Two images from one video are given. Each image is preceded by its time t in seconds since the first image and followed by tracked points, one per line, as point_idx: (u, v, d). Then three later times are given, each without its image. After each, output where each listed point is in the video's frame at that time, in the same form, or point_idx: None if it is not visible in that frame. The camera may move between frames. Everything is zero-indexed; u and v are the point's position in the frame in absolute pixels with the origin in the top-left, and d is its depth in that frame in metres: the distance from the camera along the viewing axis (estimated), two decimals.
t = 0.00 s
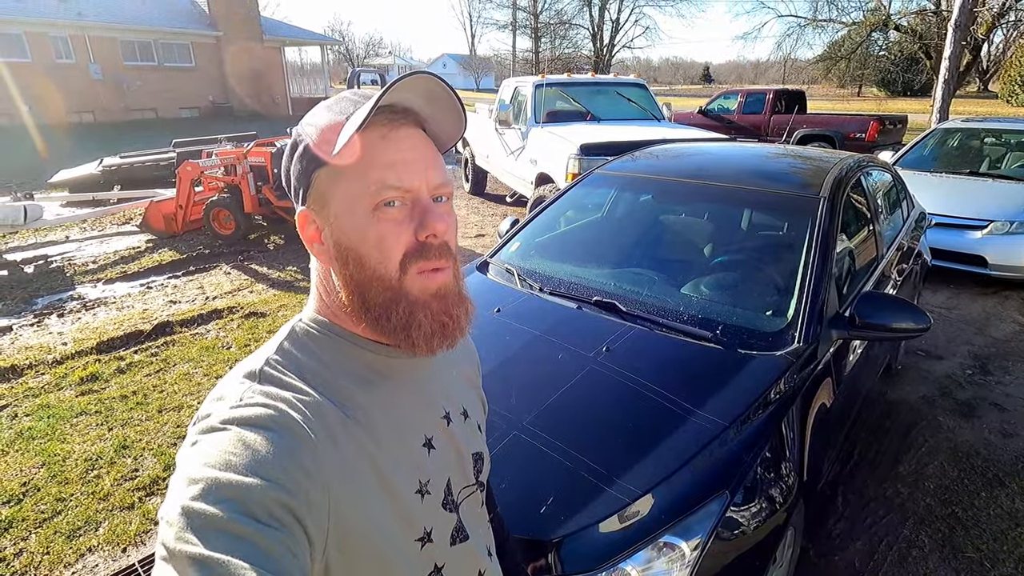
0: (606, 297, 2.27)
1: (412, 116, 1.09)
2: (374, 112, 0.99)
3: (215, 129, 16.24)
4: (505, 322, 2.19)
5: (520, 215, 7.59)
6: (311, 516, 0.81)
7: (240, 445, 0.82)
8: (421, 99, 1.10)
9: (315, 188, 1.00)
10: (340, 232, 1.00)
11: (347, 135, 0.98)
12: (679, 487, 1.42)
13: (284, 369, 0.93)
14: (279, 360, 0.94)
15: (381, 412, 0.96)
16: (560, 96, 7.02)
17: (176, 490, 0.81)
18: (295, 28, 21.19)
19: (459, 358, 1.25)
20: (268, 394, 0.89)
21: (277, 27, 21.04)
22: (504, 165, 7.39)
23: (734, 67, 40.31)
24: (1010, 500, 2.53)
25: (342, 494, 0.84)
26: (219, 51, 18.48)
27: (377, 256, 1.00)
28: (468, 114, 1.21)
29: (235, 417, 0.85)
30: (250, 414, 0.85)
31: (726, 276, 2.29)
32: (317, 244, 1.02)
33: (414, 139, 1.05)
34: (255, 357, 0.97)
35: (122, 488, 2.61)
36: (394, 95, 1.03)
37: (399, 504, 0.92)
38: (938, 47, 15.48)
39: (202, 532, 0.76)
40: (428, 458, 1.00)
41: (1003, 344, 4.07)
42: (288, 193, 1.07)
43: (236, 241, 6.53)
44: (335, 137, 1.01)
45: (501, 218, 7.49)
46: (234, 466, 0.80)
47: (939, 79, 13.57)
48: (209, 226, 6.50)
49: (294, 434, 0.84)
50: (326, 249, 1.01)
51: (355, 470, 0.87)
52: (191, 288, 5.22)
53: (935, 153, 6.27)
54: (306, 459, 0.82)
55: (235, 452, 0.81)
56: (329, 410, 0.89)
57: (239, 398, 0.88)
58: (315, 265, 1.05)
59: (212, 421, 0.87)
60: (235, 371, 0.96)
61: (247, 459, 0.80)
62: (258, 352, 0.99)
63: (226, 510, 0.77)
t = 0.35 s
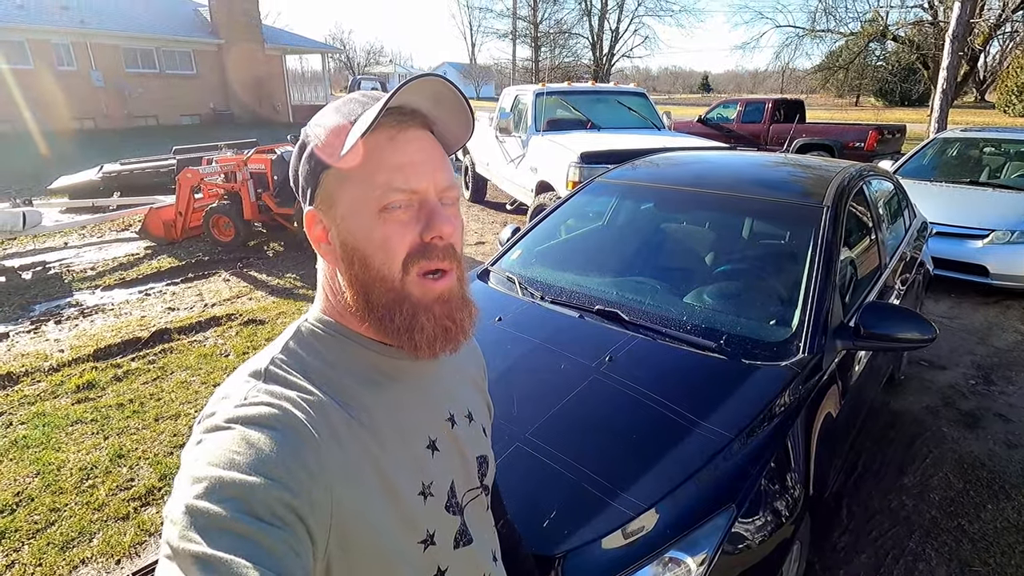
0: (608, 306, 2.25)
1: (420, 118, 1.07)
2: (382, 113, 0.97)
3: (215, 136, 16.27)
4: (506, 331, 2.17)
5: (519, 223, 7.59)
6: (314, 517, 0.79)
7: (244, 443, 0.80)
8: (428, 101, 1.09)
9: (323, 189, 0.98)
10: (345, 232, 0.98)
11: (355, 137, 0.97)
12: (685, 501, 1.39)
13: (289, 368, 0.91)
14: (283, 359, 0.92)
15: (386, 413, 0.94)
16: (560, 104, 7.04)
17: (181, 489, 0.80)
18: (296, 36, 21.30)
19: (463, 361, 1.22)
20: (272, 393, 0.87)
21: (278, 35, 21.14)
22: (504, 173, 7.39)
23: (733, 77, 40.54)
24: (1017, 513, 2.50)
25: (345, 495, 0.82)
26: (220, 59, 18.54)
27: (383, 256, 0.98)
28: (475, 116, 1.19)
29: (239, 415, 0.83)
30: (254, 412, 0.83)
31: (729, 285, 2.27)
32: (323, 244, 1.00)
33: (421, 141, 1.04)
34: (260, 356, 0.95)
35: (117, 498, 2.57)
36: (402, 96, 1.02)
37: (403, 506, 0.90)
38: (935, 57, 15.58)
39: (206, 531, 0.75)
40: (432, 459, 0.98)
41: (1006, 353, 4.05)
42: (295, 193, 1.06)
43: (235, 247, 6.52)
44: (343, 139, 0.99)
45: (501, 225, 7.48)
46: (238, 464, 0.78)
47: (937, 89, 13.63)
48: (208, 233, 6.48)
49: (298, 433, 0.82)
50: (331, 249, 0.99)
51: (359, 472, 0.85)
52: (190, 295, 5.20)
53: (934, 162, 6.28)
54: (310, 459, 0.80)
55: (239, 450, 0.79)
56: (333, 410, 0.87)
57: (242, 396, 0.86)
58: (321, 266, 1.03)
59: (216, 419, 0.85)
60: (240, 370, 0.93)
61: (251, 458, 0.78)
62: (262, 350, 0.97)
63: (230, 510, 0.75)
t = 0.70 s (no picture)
0: (611, 322, 2.22)
1: (428, 123, 1.04)
2: (391, 116, 0.94)
3: (216, 147, 16.31)
4: (507, 347, 2.14)
5: (520, 235, 7.57)
6: (320, 515, 0.77)
7: (250, 440, 0.78)
8: (436, 106, 1.06)
9: (331, 190, 0.96)
10: (352, 233, 0.95)
11: (364, 138, 0.94)
12: (693, 527, 1.35)
13: (295, 368, 0.89)
14: (290, 359, 0.90)
15: (391, 415, 0.92)
16: (561, 118, 7.05)
17: (187, 485, 0.78)
18: (298, 49, 21.45)
19: (466, 364, 1.19)
20: (279, 391, 0.85)
21: (280, 47, 21.28)
22: (504, 186, 7.39)
23: (731, 91, 40.83)
24: None
25: (348, 495, 0.80)
26: (223, 70, 18.64)
27: (389, 258, 0.95)
28: (483, 122, 1.17)
29: (246, 413, 0.82)
30: (262, 410, 0.81)
31: (734, 300, 2.24)
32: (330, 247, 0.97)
33: (429, 145, 1.01)
34: (265, 357, 0.93)
35: (107, 515, 2.51)
36: (410, 100, 0.99)
37: (405, 508, 0.87)
38: (932, 73, 15.67)
39: (212, 527, 0.73)
40: (435, 462, 0.95)
41: (1011, 370, 4.01)
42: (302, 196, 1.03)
43: (234, 259, 6.49)
44: (352, 141, 0.96)
45: (501, 238, 7.46)
46: (245, 462, 0.76)
47: (935, 105, 13.70)
48: (207, 244, 6.45)
49: (304, 431, 0.80)
50: (339, 251, 0.97)
51: (363, 472, 0.83)
52: (187, 306, 5.16)
53: (935, 177, 6.28)
54: (315, 458, 0.78)
55: (245, 447, 0.77)
56: (338, 409, 0.85)
57: (248, 395, 0.84)
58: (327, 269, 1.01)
59: (223, 417, 0.83)
60: (246, 369, 0.92)
61: (258, 455, 0.76)
62: (267, 351, 0.95)
63: (236, 506, 0.73)
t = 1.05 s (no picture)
0: (624, 328, 2.17)
1: (427, 126, 1.00)
2: (390, 119, 0.91)
3: (226, 151, 16.44)
4: (517, 353, 2.09)
5: (528, 238, 7.54)
6: (313, 520, 0.74)
7: (240, 446, 0.75)
8: (436, 109, 1.02)
9: (328, 192, 0.92)
10: (348, 236, 0.91)
11: (361, 142, 0.90)
12: (712, 545, 1.30)
13: (287, 372, 0.85)
14: (282, 363, 0.86)
15: (386, 419, 0.88)
16: (569, 120, 7.01)
17: (177, 492, 0.74)
18: (307, 53, 21.57)
19: (466, 367, 1.15)
20: (270, 395, 0.81)
21: (289, 52, 21.40)
22: (512, 188, 7.35)
23: (739, 92, 40.62)
24: None
25: (341, 500, 0.77)
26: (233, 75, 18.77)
27: (386, 262, 0.91)
28: (484, 126, 1.13)
29: (237, 417, 0.78)
30: (252, 414, 0.78)
31: (750, 305, 2.18)
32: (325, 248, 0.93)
33: (428, 150, 0.97)
34: (258, 360, 0.89)
35: (114, 523, 2.49)
36: (409, 103, 0.95)
37: (400, 513, 0.83)
38: (945, 72, 15.48)
39: (202, 534, 0.69)
40: (432, 466, 0.91)
41: None
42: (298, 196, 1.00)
43: (243, 262, 6.49)
44: (348, 146, 0.93)
45: (509, 241, 7.42)
46: (236, 467, 0.72)
47: (948, 105, 13.52)
48: (217, 248, 6.46)
49: (296, 435, 0.77)
50: (333, 253, 0.93)
51: (358, 478, 0.79)
52: (196, 311, 5.16)
53: (950, 177, 6.17)
54: (307, 461, 0.75)
55: (236, 452, 0.74)
56: (331, 412, 0.81)
57: (240, 399, 0.80)
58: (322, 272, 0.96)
59: (213, 421, 0.79)
60: (239, 373, 0.88)
61: (249, 460, 0.73)
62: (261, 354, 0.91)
63: (227, 511, 0.70)
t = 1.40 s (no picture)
0: (625, 331, 2.15)
1: (430, 125, 0.99)
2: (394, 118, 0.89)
3: (224, 159, 16.44)
4: (519, 357, 2.07)
5: (527, 242, 7.53)
6: (315, 518, 0.72)
7: (242, 443, 0.73)
8: (438, 108, 1.01)
9: (332, 191, 0.91)
10: (351, 234, 0.90)
11: (364, 141, 0.88)
12: (719, 551, 1.28)
13: (288, 369, 0.83)
14: (284, 361, 0.84)
15: (388, 417, 0.86)
16: (567, 123, 7.01)
17: (178, 490, 0.72)
18: (305, 60, 21.61)
19: (465, 367, 1.13)
20: (271, 393, 0.79)
21: (286, 59, 21.44)
22: (511, 192, 7.35)
23: (736, 95, 40.74)
24: None
25: (343, 499, 0.75)
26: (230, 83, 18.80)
27: (389, 260, 0.90)
28: (486, 125, 1.11)
29: (237, 415, 0.76)
30: (253, 412, 0.76)
31: (752, 307, 2.16)
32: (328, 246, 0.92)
33: (432, 149, 0.95)
34: (259, 358, 0.87)
35: (113, 533, 2.47)
36: (412, 102, 0.93)
37: (401, 513, 0.82)
38: (941, 73, 15.50)
39: (202, 532, 0.68)
40: (433, 466, 0.89)
41: None
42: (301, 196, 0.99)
43: (242, 269, 6.47)
44: (352, 144, 0.91)
45: (509, 245, 7.41)
46: (237, 465, 0.71)
47: (945, 105, 13.54)
48: (215, 255, 6.44)
49: (298, 432, 0.75)
50: (337, 251, 0.92)
51: (359, 476, 0.77)
52: (194, 318, 5.13)
53: (948, 177, 6.17)
54: (308, 459, 0.73)
55: (236, 450, 0.72)
56: (333, 411, 0.80)
57: (241, 396, 0.78)
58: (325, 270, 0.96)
59: (214, 419, 0.77)
60: (240, 371, 0.86)
61: (250, 458, 0.71)
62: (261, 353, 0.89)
63: (227, 510, 0.68)
